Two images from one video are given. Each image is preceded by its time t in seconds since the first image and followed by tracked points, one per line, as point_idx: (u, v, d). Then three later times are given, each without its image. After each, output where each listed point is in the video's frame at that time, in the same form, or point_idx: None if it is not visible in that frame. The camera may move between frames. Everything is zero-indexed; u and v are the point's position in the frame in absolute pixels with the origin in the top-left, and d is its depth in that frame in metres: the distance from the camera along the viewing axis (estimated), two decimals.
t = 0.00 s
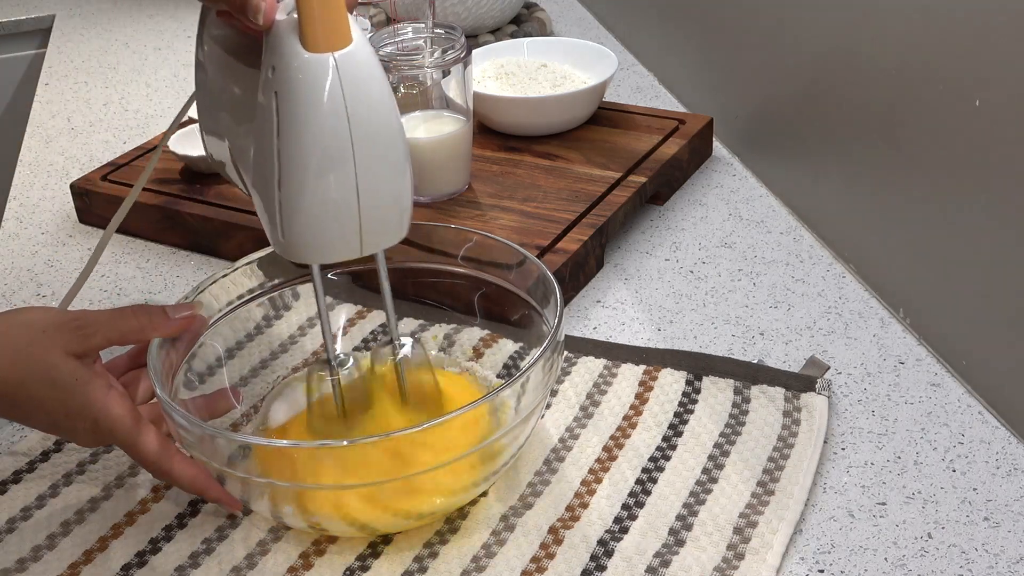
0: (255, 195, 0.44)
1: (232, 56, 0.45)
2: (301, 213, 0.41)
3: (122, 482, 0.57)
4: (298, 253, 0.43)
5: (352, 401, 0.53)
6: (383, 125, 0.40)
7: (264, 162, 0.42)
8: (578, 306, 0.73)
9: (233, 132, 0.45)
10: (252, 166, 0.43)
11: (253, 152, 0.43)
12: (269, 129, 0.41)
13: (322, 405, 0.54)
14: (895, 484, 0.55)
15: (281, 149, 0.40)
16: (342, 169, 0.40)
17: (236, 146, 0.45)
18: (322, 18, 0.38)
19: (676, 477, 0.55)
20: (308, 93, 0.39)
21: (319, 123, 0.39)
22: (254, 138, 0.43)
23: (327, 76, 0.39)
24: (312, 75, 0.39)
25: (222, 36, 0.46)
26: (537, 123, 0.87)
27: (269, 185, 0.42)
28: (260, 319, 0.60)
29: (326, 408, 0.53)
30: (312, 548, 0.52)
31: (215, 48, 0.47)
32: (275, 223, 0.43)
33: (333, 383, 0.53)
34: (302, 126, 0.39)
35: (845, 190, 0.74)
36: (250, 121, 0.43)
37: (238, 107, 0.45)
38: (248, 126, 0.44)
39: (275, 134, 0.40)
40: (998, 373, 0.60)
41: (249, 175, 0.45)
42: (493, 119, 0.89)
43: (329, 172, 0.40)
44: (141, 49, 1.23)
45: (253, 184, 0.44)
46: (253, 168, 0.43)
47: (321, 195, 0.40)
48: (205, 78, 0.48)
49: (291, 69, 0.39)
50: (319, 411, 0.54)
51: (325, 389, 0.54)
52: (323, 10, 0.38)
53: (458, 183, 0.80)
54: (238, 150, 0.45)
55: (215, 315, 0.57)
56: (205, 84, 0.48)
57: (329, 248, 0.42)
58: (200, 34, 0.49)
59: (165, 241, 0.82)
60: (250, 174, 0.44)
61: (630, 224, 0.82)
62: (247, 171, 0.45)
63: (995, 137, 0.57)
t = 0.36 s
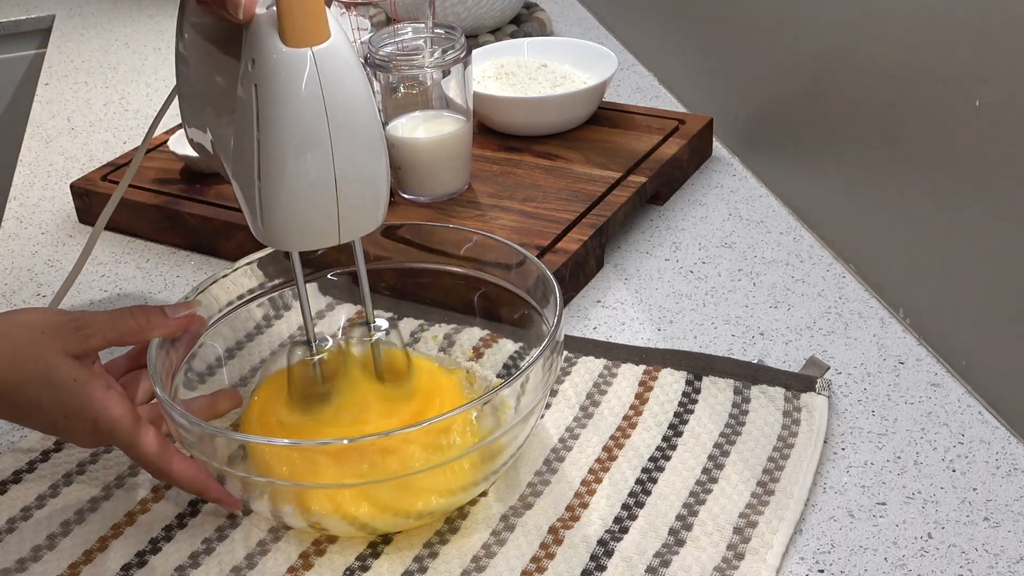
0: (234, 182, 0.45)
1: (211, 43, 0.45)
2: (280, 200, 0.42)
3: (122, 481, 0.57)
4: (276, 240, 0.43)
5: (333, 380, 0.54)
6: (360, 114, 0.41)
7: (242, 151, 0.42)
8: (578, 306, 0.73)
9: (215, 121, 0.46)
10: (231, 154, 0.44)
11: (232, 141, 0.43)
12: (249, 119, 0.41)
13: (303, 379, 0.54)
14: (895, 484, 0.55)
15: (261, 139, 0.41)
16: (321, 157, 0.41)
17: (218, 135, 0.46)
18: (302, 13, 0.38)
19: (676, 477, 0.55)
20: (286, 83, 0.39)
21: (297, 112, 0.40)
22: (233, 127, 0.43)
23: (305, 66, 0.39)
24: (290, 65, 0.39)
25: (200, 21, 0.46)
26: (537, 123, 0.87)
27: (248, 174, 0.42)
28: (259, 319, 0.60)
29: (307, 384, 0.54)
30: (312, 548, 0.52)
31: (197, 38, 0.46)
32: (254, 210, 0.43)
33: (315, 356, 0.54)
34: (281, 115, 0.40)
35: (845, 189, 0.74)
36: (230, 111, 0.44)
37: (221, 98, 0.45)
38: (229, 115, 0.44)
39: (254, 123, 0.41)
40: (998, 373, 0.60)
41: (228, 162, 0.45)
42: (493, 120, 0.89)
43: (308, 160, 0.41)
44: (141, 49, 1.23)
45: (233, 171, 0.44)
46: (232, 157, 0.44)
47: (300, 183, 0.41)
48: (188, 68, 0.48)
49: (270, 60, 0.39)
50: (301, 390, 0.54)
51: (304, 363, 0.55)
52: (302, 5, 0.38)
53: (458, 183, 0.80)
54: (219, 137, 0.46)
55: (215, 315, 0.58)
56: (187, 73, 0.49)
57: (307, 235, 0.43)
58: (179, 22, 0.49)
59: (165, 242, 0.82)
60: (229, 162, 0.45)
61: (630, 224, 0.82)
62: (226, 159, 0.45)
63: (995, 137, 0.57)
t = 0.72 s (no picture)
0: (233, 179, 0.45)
1: (210, 43, 0.45)
2: (278, 199, 0.42)
3: (122, 481, 0.57)
4: (274, 237, 0.43)
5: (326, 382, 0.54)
6: (360, 113, 0.41)
7: (242, 149, 0.42)
8: (577, 306, 0.73)
9: (214, 118, 0.46)
10: (230, 151, 0.44)
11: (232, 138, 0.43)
12: (249, 116, 0.41)
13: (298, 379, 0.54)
14: (895, 484, 0.55)
15: (261, 136, 0.41)
16: (320, 155, 0.41)
17: (217, 132, 0.46)
18: (305, 10, 0.39)
19: (676, 477, 0.55)
20: (286, 82, 0.39)
21: (297, 109, 0.40)
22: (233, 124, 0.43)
23: (306, 63, 0.39)
24: (291, 62, 0.39)
25: (201, 20, 0.46)
26: (537, 123, 0.87)
27: (247, 171, 0.42)
28: (259, 319, 0.60)
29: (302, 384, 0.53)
30: (312, 548, 0.52)
31: (198, 37, 0.46)
32: (252, 207, 0.43)
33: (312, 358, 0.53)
34: (281, 112, 0.40)
35: (845, 190, 0.74)
36: (230, 108, 0.44)
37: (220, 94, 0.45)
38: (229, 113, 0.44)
39: (253, 120, 0.41)
40: (998, 373, 0.60)
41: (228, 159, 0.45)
42: (493, 120, 0.89)
43: (307, 157, 0.41)
44: (141, 49, 1.23)
45: (232, 169, 0.44)
46: (231, 154, 0.44)
47: (299, 181, 0.41)
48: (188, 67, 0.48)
49: (270, 58, 0.39)
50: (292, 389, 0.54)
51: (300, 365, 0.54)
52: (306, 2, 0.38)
53: (458, 183, 0.80)
54: (218, 134, 0.46)
55: (216, 315, 0.58)
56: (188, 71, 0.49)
57: (303, 234, 0.42)
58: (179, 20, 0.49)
59: (165, 242, 0.82)
60: (228, 159, 0.45)
61: (630, 224, 0.82)
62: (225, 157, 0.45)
63: (995, 137, 0.57)
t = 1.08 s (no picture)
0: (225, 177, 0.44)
1: (209, 42, 0.45)
2: (273, 198, 0.42)
3: (122, 481, 0.57)
4: (267, 237, 0.43)
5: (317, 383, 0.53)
6: (356, 113, 0.41)
7: (237, 146, 0.42)
8: (577, 306, 0.73)
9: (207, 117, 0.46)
10: (224, 149, 0.44)
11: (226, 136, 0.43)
12: (244, 114, 0.41)
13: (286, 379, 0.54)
14: (895, 484, 0.55)
15: (257, 135, 0.41)
16: (315, 154, 0.41)
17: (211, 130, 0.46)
18: (302, 14, 0.39)
19: (676, 477, 0.55)
20: (283, 80, 0.39)
21: (292, 107, 0.40)
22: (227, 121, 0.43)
23: (303, 62, 0.39)
24: (288, 60, 0.39)
25: (198, 19, 0.46)
26: (537, 123, 0.87)
27: (241, 170, 0.42)
28: (259, 319, 0.60)
29: (290, 384, 0.53)
30: (312, 548, 0.52)
31: (196, 36, 0.46)
32: (245, 205, 0.43)
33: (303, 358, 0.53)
34: (276, 111, 0.40)
35: (845, 189, 0.74)
36: (224, 107, 0.44)
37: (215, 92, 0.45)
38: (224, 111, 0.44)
39: (249, 118, 0.41)
40: (998, 373, 0.60)
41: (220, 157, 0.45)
42: (493, 120, 0.89)
43: (302, 157, 0.41)
44: (141, 49, 1.23)
45: (224, 167, 0.44)
46: (225, 152, 0.44)
47: (293, 180, 0.41)
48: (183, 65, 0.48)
49: (267, 56, 0.39)
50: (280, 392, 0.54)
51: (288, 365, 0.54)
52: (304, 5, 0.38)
53: (458, 183, 0.80)
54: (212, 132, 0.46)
55: (216, 314, 0.58)
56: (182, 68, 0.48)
57: (297, 233, 0.42)
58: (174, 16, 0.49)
59: (165, 242, 0.82)
60: (221, 157, 0.45)
61: (630, 224, 0.82)
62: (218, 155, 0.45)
63: (995, 137, 0.57)
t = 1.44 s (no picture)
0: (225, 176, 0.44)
1: (211, 42, 0.45)
2: (271, 197, 0.42)
3: (122, 482, 0.57)
4: (265, 237, 0.43)
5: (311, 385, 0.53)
6: (356, 115, 0.41)
7: (237, 146, 0.42)
8: (577, 306, 0.73)
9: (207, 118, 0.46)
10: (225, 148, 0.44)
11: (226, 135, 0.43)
12: (245, 112, 0.41)
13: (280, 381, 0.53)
14: (895, 484, 0.55)
15: (257, 133, 0.41)
16: (315, 153, 0.41)
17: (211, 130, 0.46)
18: (303, 16, 0.39)
19: (676, 476, 0.55)
20: (284, 78, 0.39)
21: (292, 106, 0.40)
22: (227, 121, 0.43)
23: (304, 60, 0.39)
24: (289, 59, 0.39)
25: (202, 20, 0.46)
26: (537, 123, 0.87)
27: (241, 169, 0.42)
28: (259, 319, 0.60)
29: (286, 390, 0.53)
30: (312, 548, 0.52)
31: (197, 37, 0.46)
32: (244, 204, 0.43)
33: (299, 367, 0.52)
34: (276, 109, 0.40)
35: (845, 189, 0.74)
36: (224, 107, 0.44)
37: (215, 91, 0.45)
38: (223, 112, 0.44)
39: (250, 116, 0.41)
40: (999, 374, 0.59)
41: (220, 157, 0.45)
42: (493, 120, 0.89)
43: (301, 156, 0.40)
44: (141, 49, 1.23)
45: (225, 166, 0.44)
46: (225, 151, 0.44)
47: (292, 180, 0.41)
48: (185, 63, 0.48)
49: (269, 55, 0.39)
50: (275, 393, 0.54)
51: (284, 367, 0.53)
52: (307, 7, 0.39)
53: (458, 183, 0.80)
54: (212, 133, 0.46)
55: (216, 314, 0.58)
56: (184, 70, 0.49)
57: (294, 233, 0.42)
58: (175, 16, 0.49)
59: (165, 242, 0.82)
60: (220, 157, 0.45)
61: (630, 224, 0.82)
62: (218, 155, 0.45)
63: (995, 136, 0.57)
